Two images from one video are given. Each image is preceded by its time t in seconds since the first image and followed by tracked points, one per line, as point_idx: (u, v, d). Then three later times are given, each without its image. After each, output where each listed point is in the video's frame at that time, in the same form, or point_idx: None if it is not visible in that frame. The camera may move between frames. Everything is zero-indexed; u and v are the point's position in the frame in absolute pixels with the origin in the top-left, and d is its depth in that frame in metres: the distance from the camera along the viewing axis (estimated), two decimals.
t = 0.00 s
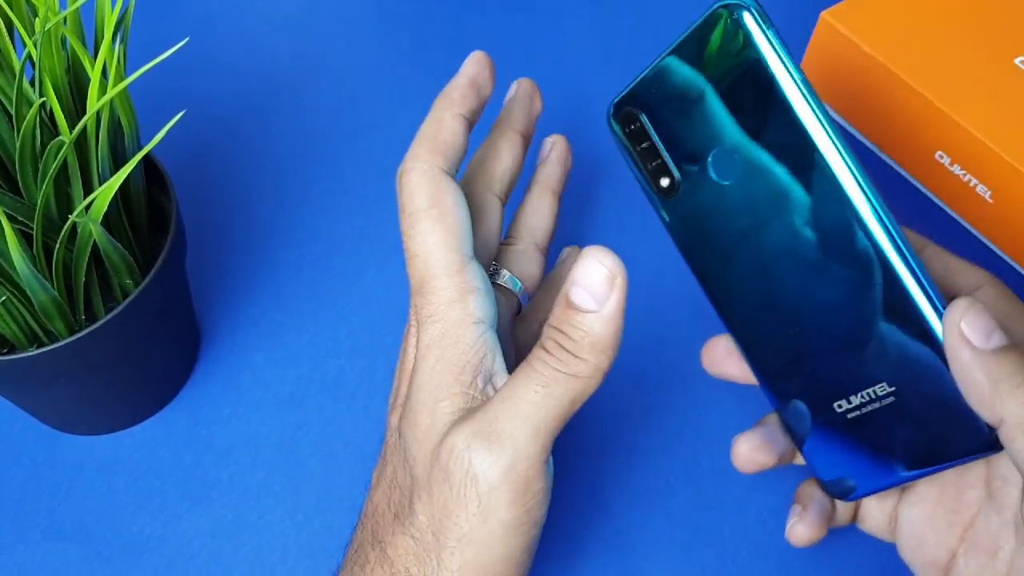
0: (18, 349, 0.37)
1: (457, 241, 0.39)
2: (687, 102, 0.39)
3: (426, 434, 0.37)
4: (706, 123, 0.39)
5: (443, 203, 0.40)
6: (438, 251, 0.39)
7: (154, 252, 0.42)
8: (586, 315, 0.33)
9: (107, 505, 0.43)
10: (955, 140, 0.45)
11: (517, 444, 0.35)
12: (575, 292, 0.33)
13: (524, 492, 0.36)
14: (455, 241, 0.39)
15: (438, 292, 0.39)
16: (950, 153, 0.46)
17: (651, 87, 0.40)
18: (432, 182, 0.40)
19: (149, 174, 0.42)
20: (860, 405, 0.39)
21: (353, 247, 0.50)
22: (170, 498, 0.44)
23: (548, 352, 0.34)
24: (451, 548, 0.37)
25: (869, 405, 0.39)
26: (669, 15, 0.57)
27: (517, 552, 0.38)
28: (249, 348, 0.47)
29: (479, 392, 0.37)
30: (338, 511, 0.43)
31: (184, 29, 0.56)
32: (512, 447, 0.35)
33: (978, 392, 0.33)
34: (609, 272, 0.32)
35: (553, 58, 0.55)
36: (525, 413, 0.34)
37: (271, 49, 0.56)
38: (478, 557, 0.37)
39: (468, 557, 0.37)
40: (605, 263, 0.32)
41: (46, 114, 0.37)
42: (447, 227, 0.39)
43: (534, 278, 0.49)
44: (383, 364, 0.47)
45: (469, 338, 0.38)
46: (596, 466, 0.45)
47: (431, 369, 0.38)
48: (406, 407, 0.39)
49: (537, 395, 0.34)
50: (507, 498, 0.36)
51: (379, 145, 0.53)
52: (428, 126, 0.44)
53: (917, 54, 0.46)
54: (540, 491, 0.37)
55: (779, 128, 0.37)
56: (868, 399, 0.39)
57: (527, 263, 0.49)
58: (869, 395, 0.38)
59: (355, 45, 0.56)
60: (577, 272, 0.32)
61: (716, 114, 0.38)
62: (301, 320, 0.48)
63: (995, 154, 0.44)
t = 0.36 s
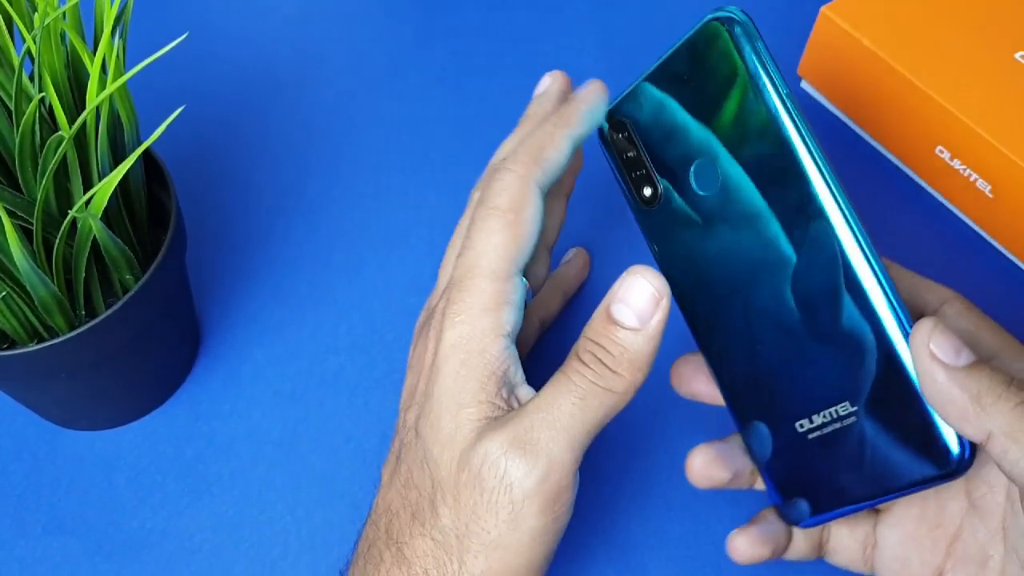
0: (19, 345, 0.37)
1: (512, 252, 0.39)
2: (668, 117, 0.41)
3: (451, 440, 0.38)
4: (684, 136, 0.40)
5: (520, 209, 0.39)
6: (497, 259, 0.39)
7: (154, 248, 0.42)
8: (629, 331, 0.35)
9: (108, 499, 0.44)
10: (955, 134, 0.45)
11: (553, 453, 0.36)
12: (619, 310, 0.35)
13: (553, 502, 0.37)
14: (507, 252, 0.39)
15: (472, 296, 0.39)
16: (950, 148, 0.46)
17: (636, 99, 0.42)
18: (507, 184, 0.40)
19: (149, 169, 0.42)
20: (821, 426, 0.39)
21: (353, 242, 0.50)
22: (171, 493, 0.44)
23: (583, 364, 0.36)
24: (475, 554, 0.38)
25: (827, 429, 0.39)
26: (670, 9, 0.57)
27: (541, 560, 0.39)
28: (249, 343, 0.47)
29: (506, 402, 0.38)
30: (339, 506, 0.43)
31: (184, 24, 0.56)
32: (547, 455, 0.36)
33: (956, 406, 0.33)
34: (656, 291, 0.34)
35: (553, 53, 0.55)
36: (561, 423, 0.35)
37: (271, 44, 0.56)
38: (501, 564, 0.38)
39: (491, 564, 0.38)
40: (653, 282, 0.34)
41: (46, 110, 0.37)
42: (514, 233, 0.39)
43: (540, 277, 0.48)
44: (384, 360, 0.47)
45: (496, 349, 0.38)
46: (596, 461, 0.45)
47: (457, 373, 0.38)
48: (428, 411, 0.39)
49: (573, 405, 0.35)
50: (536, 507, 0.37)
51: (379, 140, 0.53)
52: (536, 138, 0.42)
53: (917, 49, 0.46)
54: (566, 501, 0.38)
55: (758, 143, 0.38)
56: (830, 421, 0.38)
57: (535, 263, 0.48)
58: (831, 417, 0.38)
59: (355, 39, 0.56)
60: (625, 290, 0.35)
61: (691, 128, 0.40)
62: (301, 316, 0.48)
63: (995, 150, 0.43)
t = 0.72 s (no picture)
0: (19, 339, 0.37)
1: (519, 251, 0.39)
2: (694, 131, 0.42)
3: (448, 438, 0.38)
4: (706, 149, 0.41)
5: (530, 207, 0.40)
6: (506, 258, 0.39)
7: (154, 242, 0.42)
8: (612, 323, 0.33)
9: (108, 494, 0.44)
10: (955, 128, 0.45)
11: (545, 452, 0.36)
12: (601, 298, 0.33)
13: (548, 500, 0.37)
14: (516, 247, 0.39)
15: (477, 291, 0.39)
16: (951, 142, 0.46)
17: (669, 112, 0.44)
18: (519, 181, 0.40)
19: (149, 163, 0.42)
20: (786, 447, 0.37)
21: (352, 237, 0.50)
22: (171, 488, 0.44)
23: (570, 358, 0.35)
24: (473, 554, 0.38)
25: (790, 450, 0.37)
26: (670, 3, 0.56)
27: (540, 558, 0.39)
28: (249, 338, 0.47)
29: (504, 399, 0.38)
30: (339, 501, 0.44)
31: (184, 19, 0.56)
32: (538, 454, 0.36)
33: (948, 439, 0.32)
34: (638, 279, 0.32)
35: (553, 48, 0.55)
36: (550, 421, 0.35)
37: (270, 38, 0.56)
38: (499, 564, 0.38)
39: (489, 564, 0.38)
40: (631, 270, 0.32)
41: (45, 104, 0.37)
42: (522, 231, 0.39)
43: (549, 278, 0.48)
44: (384, 355, 0.47)
45: (498, 345, 0.38)
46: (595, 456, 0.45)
47: (457, 369, 0.38)
48: (428, 406, 0.40)
49: (562, 401, 0.35)
50: (531, 505, 0.37)
51: (379, 135, 0.52)
52: (545, 135, 0.42)
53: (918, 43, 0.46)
54: (563, 498, 0.38)
55: (774, 145, 0.38)
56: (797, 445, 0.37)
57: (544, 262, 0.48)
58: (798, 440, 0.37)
59: (355, 34, 0.56)
60: (603, 277, 0.33)
61: (711, 140, 0.41)
62: (301, 310, 0.48)
63: (995, 143, 0.43)
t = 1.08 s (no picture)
0: (18, 349, 0.37)
1: (506, 255, 0.41)
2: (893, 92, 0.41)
3: (436, 445, 0.38)
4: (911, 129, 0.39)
5: (516, 211, 0.41)
6: (495, 259, 0.40)
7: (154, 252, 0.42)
8: (590, 324, 0.33)
9: (107, 504, 0.43)
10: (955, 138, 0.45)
11: (530, 456, 0.35)
12: (578, 298, 0.33)
13: (538, 505, 0.36)
14: (503, 252, 0.40)
15: (464, 297, 0.39)
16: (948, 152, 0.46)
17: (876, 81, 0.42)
18: (502, 189, 0.42)
19: (149, 173, 0.42)
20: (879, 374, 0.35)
21: (353, 246, 0.50)
22: (171, 498, 0.44)
23: (552, 359, 0.34)
24: (467, 561, 0.38)
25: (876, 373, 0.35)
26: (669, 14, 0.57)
27: (535, 563, 0.38)
28: (249, 348, 0.47)
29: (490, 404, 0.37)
30: (339, 511, 0.43)
31: (184, 30, 0.56)
32: (524, 459, 0.35)
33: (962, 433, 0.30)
34: (612, 277, 0.32)
35: (553, 57, 0.55)
36: (534, 425, 0.35)
37: (270, 48, 0.56)
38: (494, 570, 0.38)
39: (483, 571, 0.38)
40: (607, 269, 0.32)
41: (46, 114, 0.37)
42: (506, 235, 0.41)
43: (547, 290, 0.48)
44: (384, 365, 0.47)
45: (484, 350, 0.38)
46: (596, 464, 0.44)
47: (445, 375, 0.38)
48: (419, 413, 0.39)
49: (545, 405, 0.34)
50: (520, 510, 0.36)
51: (378, 145, 0.53)
52: (531, 141, 0.45)
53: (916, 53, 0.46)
54: (554, 503, 0.37)
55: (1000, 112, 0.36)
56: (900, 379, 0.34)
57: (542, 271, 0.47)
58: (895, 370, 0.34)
59: (355, 45, 0.56)
60: (580, 278, 0.33)
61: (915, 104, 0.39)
62: (301, 320, 0.48)
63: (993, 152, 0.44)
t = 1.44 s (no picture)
0: (18, 349, 0.37)
1: (506, 264, 0.43)
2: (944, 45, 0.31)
3: (426, 441, 0.38)
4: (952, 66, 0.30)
5: (526, 228, 0.43)
6: (499, 268, 0.42)
7: (154, 253, 0.42)
8: (583, 322, 0.33)
9: (107, 504, 0.43)
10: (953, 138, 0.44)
11: (521, 449, 0.36)
12: (568, 293, 0.33)
13: (530, 497, 0.37)
14: (504, 262, 0.42)
15: (452, 298, 0.41)
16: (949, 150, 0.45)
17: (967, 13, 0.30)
18: (522, 199, 0.44)
19: (149, 174, 0.42)
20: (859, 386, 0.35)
21: (353, 247, 0.50)
22: (171, 497, 0.44)
23: (543, 354, 0.34)
24: (456, 557, 0.38)
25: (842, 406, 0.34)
26: (669, 15, 0.57)
27: (528, 559, 0.39)
28: (249, 349, 0.47)
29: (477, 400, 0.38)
30: (338, 511, 0.43)
31: (184, 30, 0.56)
32: (515, 452, 0.36)
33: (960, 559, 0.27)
34: (599, 271, 0.32)
35: (553, 58, 0.55)
36: (524, 418, 0.35)
37: (271, 48, 0.56)
38: (483, 566, 0.38)
39: (474, 566, 0.38)
40: (595, 262, 0.32)
41: (46, 114, 0.37)
42: (511, 245, 0.43)
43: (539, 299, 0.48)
44: (384, 365, 0.47)
45: (470, 350, 0.40)
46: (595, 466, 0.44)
47: (433, 374, 0.40)
48: (406, 412, 0.40)
49: (535, 398, 0.35)
50: (511, 503, 0.37)
51: (378, 146, 0.52)
52: (556, 171, 0.46)
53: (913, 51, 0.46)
54: (547, 496, 0.38)
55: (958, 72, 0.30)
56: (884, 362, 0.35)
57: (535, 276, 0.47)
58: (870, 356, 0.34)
59: (355, 45, 0.56)
60: (567, 273, 0.33)
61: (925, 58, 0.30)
62: (301, 320, 0.48)
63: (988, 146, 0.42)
